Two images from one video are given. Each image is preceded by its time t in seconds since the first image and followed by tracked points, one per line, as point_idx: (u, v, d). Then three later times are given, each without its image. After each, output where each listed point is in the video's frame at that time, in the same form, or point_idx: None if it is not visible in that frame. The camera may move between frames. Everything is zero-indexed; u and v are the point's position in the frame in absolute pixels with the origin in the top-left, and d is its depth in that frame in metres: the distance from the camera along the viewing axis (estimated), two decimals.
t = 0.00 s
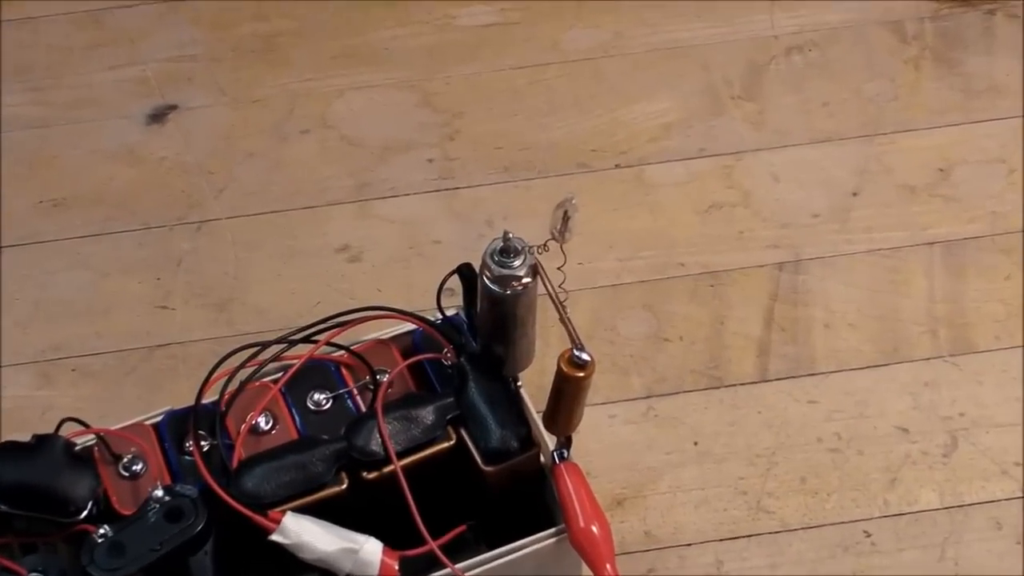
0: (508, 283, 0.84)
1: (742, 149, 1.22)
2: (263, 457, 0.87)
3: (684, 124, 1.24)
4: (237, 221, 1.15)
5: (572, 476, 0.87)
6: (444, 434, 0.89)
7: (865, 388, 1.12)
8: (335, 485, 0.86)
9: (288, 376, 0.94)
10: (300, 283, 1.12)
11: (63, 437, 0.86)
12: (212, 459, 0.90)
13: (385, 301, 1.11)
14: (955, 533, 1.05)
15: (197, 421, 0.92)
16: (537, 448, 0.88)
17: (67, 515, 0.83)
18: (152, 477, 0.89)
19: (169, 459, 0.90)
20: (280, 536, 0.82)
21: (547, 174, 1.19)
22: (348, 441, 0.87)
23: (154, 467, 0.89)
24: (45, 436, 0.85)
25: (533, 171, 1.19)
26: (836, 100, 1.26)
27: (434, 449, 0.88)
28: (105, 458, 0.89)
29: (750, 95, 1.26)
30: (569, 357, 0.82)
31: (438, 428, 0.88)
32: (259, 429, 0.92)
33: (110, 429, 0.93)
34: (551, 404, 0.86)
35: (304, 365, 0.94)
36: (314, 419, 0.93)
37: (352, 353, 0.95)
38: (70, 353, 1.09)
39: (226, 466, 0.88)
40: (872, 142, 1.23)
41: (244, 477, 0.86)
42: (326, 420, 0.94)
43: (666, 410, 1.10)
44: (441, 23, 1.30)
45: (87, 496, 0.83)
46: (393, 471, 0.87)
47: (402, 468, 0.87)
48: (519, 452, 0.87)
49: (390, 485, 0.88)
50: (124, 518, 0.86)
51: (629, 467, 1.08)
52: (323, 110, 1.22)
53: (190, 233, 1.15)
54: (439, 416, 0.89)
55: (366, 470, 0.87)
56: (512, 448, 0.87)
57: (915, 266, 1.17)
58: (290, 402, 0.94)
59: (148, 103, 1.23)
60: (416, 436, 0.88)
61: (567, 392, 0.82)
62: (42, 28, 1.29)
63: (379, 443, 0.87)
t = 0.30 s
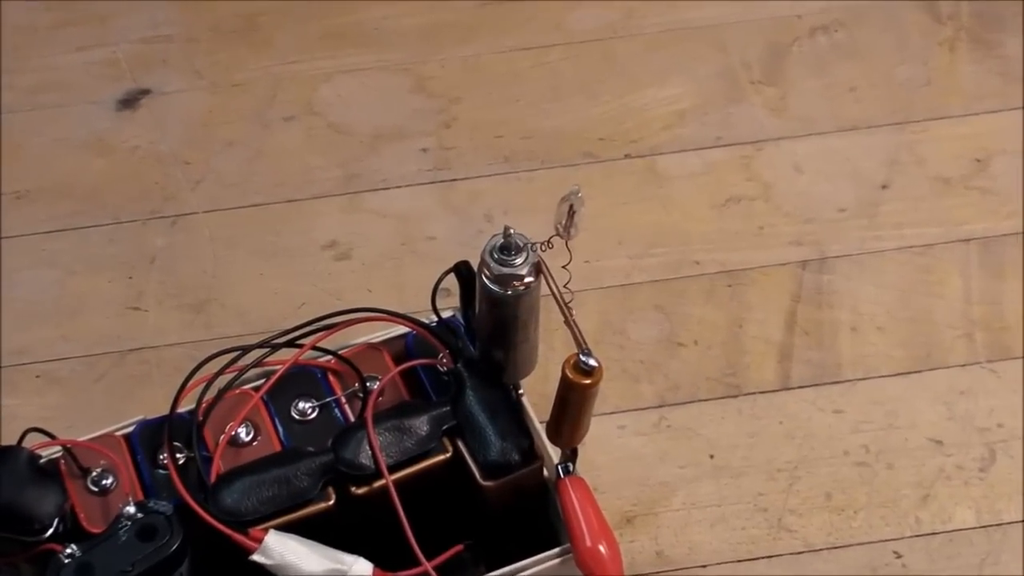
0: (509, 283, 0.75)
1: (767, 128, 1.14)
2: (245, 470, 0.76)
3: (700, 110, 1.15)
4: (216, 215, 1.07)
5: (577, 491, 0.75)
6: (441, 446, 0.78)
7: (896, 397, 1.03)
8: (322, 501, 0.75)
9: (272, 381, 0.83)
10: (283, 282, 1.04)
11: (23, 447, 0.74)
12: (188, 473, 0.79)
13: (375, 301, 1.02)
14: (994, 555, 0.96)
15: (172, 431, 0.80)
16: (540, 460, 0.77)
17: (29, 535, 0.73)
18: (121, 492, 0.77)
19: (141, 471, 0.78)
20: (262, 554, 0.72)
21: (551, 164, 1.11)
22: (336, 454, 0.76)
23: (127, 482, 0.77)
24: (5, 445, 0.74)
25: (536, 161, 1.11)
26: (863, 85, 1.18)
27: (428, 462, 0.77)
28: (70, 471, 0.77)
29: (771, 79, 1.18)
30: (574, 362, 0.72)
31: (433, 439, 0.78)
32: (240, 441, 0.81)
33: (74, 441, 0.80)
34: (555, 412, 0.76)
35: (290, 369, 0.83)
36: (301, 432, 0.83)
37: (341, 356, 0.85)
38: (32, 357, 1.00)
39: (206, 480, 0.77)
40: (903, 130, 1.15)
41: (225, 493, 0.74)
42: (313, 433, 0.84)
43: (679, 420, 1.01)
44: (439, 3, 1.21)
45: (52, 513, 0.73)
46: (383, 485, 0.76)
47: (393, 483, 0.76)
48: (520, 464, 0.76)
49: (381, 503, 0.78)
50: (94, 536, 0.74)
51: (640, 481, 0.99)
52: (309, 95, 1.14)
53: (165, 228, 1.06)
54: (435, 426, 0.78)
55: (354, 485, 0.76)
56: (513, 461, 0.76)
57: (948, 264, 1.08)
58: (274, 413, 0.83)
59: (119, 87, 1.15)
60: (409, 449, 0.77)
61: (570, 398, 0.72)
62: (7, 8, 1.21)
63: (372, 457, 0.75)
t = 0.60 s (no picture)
0: (510, 283, 0.66)
1: (789, 115, 1.07)
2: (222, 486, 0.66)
3: (717, 96, 1.08)
4: (191, 208, 0.99)
5: (584, 510, 0.63)
6: (435, 460, 0.69)
7: (929, 407, 0.94)
8: (307, 519, 0.66)
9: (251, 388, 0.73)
10: (264, 281, 0.95)
11: None
12: (162, 489, 0.68)
13: (365, 303, 0.94)
14: None
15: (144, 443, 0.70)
16: (543, 476, 0.68)
17: None
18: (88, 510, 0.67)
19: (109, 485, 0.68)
20: None
21: (555, 155, 1.03)
22: (321, 468, 0.66)
23: (92, 499, 0.67)
24: None
25: (539, 150, 1.03)
26: (893, 69, 1.10)
27: (421, 476, 0.68)
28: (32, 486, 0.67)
29: (794, 62, 1.11)
30: (581, 368, 0.62)
31: (427, 452, 0.68)
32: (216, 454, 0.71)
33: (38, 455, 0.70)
34: (559, 422, 0.66)
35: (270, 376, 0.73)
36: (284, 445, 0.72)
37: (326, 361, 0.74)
38: None
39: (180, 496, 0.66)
40: (940, 119, 1.07)
41: (200, 511, 0.64)
42: (298, 446, 0.73)
43: (694, 433, 0.93)
44: None
45: (14, 533, 0.64)
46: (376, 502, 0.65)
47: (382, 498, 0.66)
48: (520, 481, 0.68)
49: (368, 525, 0.68)
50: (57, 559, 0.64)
51: (650, 498, 0.90)
52: (293, 79, 1.06)
53: (135, 223, 0.98)
54: (430, 438, 0.69)
55: (341, 502, 0.67)
56: (513, 476, 0.67)
57: (984, 263, 1.00)
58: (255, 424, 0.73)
59: (87, 71, 1.07)
60: (401, 463, 0.67)
61: (576, 409, 0.63)
62: None
63: (358, 472, 0.66)
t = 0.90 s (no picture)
0: (508, 283, 0.56)
1: (813, 99, 1.00)
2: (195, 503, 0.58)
3: (734, 79, 1.01)
4: (162, 201, 0.91)
5: (591, 529, 0.55)
6: (427, 476, 0.59)
7: (966, 418, 0.86)
8: (288, 540, 0.57)
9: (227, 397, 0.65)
10: (241, 278, 0.87)
11: None
12: (129, 508, 0.60)
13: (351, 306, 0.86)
14: None
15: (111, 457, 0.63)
16: (546, 491, 0.58)
17: None
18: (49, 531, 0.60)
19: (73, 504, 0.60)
20: None
21: (559, 143, 0.96)
22: (304, 484, 0.57)
23: (53, 519, 0.60)
24: None
25: (541, 139, 0.96)
26: (927, 49, 1.04)
27: (410, 495, 0.59)
28: None
29: (819, 42, 1.04)
30: (586, 375, 0.53)
31: (420, 468, 0.59)
32: (188, 469, 0.62)
33: None
34: (561, 435, 0.57)
35: (248, 384, 0.65)
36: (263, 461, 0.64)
37: (309, 368, 0.65)
38: None
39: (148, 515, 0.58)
40: (976, 104, 1.00)
41: (173, 531, 0.56)
42: (278, 461, 0.64)
43: (709, 447, 0.84)
44: None
45: None
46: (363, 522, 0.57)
47: (371, 519, 0.57)
48: (523, 498, 0.58)
49: (351, 547, 0.59)
50: None
51: (661, 518, 0.81)
52: (272, 61, 1.00)
53: (101, 218, 0.90)
54: (423, 452, 0.59)
55: (325, 521, 0.57)
56: (513, 494, 0.58)
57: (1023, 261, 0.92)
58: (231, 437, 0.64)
59: (46, 51, 1.00)
60: (392, 482, 0.58)
61: (580, 420, 0.54)
62: None
63: (345, 491, 0.57)
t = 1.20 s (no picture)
0: (507, 284, 0.49)
1: (833, 88, 0.94)
2: (173, 517, 0.50)
3: (748, 65, 0.95)
4: (134, 194, 0.86)
5: (596, 547, 0.49)
6: (421, 489, 0.53)
7: (997, 428, 0.79)
8: (271, 559, 0.50)
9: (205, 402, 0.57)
10: (219, 278, 0.82)
11: None
12: (101, 524, 0.53)
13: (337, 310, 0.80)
14: None
15: (82, 470, 0.55)
16: (548, 505, 0.52)
17: None
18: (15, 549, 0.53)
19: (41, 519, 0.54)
20: None
21: (561, 133, 0.90)
22: (288, 498, 0.50)
23: (19, 537, 0.53)
24: None
25: (542, 127, 0.90)
26: (957, 32, 0.98)
27: (402, 509, 0.52)
28: None
29: (839, 26, 0.98)
30: (590, 381, 0.47)
31: (414, 481, 0.52)
32: (163, 482, 0.54)
33: None
34: (563, 447, 0.51)
35: (228, 389, 0.56)
36: (246, 474, 0.56)
37: (294, 374, 0.57)
38: None
39: (122, 532, 0.51)
40: (1008, 92, 0.94)
41: (146, 550, 0.48)
42: (262, 474, 0.56)
43: (721, 459, 0.77)
44: None
45: None
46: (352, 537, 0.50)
47: (359, 536, 0.50)
48: (524, 514, 0.51)
49: (336, 568, 0.52)
50: None
51: (668, 535, 0.74)
52: (252, 45, 0.94)
53: (69, 213, 0.85)
54: (416, 464, 0.52)
55: (309, 539, 0.51)
56: (512, 508, 0.51)
57: None
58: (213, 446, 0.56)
59: (11, 34, 0.94)
60: (383, 495, 0.51)
61: (583, 429, 0.48)
62: None
63: (330, 505, 0.50)
